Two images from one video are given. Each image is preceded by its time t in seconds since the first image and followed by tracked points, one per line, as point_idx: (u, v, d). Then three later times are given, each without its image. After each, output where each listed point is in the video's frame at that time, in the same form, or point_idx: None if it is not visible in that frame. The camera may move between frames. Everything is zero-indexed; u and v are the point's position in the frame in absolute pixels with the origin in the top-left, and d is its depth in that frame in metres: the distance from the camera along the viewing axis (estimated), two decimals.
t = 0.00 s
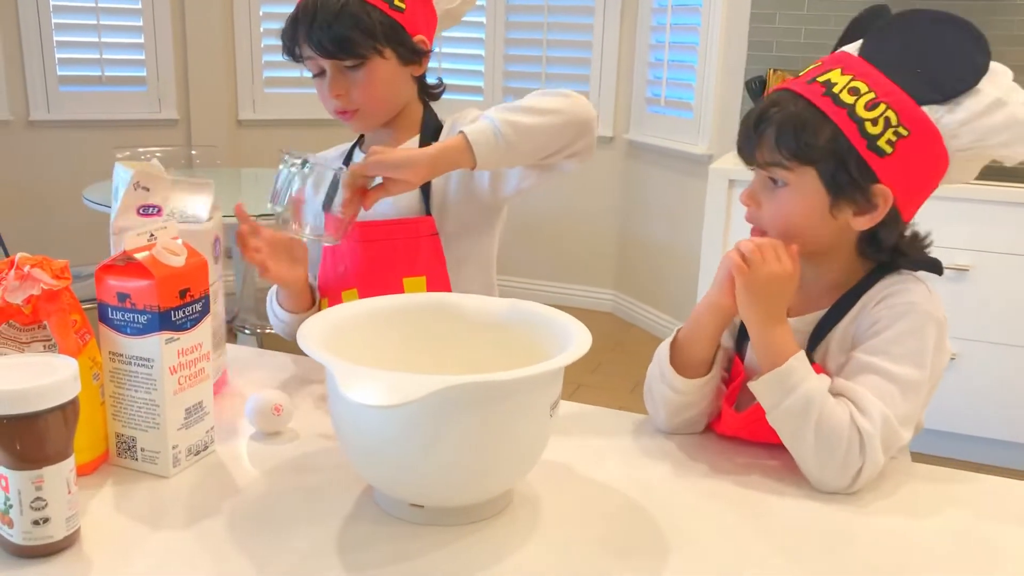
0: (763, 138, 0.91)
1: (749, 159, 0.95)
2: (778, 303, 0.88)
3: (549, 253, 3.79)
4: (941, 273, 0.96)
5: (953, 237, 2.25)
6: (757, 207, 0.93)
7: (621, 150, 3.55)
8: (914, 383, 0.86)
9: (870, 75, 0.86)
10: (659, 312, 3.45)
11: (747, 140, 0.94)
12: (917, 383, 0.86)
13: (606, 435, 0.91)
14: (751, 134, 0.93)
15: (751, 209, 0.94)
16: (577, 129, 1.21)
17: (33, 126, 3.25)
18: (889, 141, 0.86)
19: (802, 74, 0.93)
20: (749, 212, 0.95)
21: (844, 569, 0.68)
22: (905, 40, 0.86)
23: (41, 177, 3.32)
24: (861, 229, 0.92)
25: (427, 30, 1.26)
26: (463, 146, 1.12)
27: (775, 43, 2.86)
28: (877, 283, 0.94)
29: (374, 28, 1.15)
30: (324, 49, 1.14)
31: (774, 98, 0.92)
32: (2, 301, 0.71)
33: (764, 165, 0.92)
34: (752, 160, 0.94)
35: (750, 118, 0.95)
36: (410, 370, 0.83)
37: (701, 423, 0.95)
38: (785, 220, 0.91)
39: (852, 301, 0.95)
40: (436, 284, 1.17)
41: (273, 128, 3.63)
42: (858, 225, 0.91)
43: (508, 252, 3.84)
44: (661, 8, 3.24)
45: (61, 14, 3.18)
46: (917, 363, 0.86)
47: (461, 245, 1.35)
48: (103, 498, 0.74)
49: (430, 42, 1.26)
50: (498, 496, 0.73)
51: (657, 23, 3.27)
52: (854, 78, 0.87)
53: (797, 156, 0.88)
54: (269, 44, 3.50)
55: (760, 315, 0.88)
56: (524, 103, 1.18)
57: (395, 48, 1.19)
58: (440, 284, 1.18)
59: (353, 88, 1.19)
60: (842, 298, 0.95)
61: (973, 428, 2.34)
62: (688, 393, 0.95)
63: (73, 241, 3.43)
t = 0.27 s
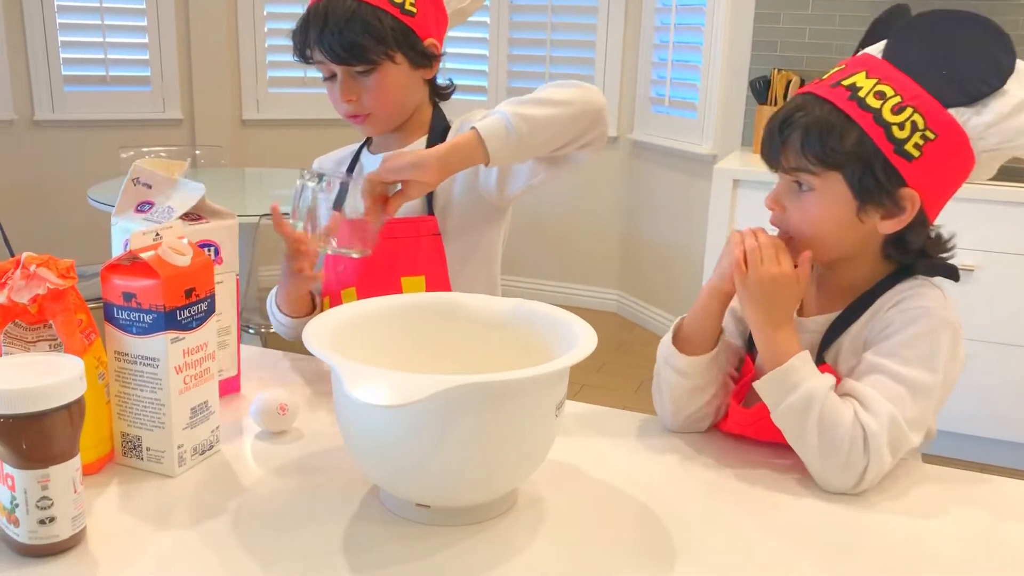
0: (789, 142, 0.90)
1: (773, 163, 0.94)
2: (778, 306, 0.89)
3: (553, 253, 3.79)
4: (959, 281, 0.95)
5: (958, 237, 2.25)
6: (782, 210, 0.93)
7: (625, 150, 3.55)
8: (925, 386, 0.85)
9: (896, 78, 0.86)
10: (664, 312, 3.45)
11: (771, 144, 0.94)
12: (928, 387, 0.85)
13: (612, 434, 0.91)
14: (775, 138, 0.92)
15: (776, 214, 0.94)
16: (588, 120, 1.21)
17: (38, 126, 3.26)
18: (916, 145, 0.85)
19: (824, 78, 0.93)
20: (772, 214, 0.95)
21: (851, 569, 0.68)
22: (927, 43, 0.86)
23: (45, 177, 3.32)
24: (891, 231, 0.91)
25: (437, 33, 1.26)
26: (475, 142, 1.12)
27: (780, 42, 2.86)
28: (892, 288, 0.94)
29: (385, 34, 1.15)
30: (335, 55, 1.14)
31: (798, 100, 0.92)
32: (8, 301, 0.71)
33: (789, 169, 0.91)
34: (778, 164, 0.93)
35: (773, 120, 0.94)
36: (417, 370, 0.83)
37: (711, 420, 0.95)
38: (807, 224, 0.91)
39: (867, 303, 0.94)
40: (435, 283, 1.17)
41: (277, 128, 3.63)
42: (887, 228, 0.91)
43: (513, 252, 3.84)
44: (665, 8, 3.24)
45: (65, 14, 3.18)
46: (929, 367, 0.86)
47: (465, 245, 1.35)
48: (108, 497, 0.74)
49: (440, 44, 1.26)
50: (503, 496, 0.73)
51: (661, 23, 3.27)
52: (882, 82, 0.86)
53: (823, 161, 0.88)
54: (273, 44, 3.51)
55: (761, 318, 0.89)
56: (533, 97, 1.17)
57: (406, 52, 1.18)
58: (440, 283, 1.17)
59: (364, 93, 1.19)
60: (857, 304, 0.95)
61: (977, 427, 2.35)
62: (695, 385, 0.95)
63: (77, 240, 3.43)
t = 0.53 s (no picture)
0: (793, 148, 0.90)
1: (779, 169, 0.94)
2: (779, 308, 0.92)
3: (557, 252, 3.79)
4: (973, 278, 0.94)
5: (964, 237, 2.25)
6: (791, 215, 0.93)
7: (629, 149, 3.55)
8: (934, 386, 0.85)
9: (897, 78, 0.84)
10: (668, 312, 3.44)
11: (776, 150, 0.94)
12: (937, 387, 0.85)
13: (618, 433, 0.90)
14: (780, 145, 0.92)
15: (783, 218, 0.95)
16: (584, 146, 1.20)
17: (44, 125, 3.26)
18: (921, 146, 0.84)
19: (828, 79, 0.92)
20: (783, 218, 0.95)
21: (859, 569, 0.68)
22: (930, 39, 0.83)
23: (50, 176, 3.33)
24: (898, 232, 0.91)
25: (452, 35, 1.25)
26: (472, 169, 1.12)
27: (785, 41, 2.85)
28: (903, 288, 0.93)
29: (401, 36, 1.15)
30: (349, 55, 1.14)
31: (801, 105, 0.92)
32: (15, 300, 0.71)
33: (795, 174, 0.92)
34: (783, 171, 0.93)
35: (778, 125, 0.94)
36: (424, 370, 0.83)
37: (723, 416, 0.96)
38: (815, 228, 0.92)
39: (878, 303, 0.94)
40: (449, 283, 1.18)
41: (282, 128, 3.64)
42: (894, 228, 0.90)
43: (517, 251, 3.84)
44: (670, 7, 3.24)
45: (71, 13, 3.19)
46: (937, 367, 0.85)
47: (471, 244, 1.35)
48: (116, 495, 0.74)
49: (456, 47, 1.26)
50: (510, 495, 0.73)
51: (667, 22, 3.26)
52: (883, 83, 0.85)
53: (829, 166, 0.88)
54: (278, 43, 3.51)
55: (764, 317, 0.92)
56: (530, 124, 1.17)
57: (421, 55, 1.18)
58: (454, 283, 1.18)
59: (378, 94, 1.19)
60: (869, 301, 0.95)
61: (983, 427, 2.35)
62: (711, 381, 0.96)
63: (82, 240, 3.44)
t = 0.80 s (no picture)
0: (778, 159, 0.90)
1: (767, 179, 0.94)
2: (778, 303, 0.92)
3: (562, 250, 3.79)
4: (973, 274, 0.93)
5: (969, 236, 2.25)
6: (785, 224, 0.93)
7: (634, 147, 3.55)
8: (935, 385, 0.85)
9: (876, 82, 0.84)
10: (673, 310, 3.44)
11: (763, 161, 0.94)
12: (938, 385, 0.85)
13: (622, 431, 0.91)
14: (767, 157, 0.92)
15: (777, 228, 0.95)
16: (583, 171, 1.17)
17: (49, 123, 3.27)
18: (907, 148, 0.84)
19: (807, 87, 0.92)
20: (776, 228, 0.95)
21: (864, 568, 0.68)
22: (908, 38, 0.84)
23: (55, 174, 3.33)
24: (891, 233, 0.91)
25: (467, 36, 1.25)
26: (468, 200, 1.09)
27: (790, 40, 2.85)
28: (902, 285, 0.93)
29: (419, 36, 1.15)
30: (366, 49, 1.14)
31: (784, 115, 0.91)
32: (22, 297, 0.71)
33: (783, 185, 0.91)
34: (773, 181, 0.93)
35: (765, 134, 0.94)
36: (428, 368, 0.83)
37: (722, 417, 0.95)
38: (810, 234, 0.91)
39: (879, 301, 0.94)
40: (458, 280, 1.18)
41: (287, 125, 3.64)
42: (888, 229, 0.90)
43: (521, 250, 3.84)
44: (675, 5, 3.23)
45: (77, 12, 3.20)
46: (939, 366, 0.85)
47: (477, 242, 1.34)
48: (122, 492, 0.74)
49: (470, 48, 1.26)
50: (515, 493, 0.73)
51: (671, 20, 3.26)
52: (864, 88, 0.84)
53: (815, 176, 0.87)
54: (283, 41, 3.51)
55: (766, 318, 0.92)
56: (530, 152, 1.13)
57: (437, 55, 1.19)
58: (461, 279, 1.19)
59: (390, 90, 1.19)
60: (867, 301, 0.95)
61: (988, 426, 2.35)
62: (711, 382, 0.96)
63: (87, 237, 3.45)
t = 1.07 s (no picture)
0: (766, 164, 0.90)
1: (757, 183, 0.94)
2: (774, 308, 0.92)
3: (563, 249, 3.79)
4: (966, 269, 0.95)
5: (970, 235, 2.25)
6: (776, 226, 0.93)
7: (636, 146, 3.55)
8: (929, 382, 0.84)
9: (862, 84, 0.84)
10: (674, 309, 3.44)
11: (752, 164, 0.93)
12: (931, 382, 0.84)
13: (622, 430, 0.91)
14: (756, 161, 0.92)
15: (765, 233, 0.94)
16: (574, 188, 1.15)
17: (50, 120, 3.27)
18: (896, 149, 0.84)
19: (791, 89, 0.91)
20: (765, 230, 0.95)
21: (865, 567, 0.68)
22: (892, 37, 0.83)
23: (55, 171, 3.33)
24: (885, 232, 0.90)
25: (477, 33, 1.26)
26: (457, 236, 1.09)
27: (792, 38, 2.85)
28: (893, 283, 0.93)
29: (431, 28, 1.15)
30: (379, 40, 1.13)
31: (772, 118, 0.91)
32: (23, 294, 0.71)
33: (773, 190, 0.91)
34: (762, 185, 0.93)
35: (754, 137, 0.94)
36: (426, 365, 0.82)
37: (716, 418, 0.95)
38: (801, 237, 0.91)
39: (870, 300, 0.94)
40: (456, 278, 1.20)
41: (288, 123, 3.64)
42: (880, 230, 0.90)
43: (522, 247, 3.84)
44: (677, 3, 3.23)
45: (78, 9, 3.20)
46: (933, 362, 0.85)
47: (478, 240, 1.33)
48: (122, 489, 0.74)
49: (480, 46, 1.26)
50: (516, 490, 0.73)
51: (673, 18, 3.25)
52: (850, 91, 0.84)
53: (805, 181, 0.87)
54: (284, 38, 3.51)
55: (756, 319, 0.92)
56: (512, 179, 1.12)
57: (448, 49, 1.19)
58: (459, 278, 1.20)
59: (399, 83, 1.18)
60: (856, 303, 0.95)
61: (988, 426, 2.35)
62: (700, 384, 0.95)
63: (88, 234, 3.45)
